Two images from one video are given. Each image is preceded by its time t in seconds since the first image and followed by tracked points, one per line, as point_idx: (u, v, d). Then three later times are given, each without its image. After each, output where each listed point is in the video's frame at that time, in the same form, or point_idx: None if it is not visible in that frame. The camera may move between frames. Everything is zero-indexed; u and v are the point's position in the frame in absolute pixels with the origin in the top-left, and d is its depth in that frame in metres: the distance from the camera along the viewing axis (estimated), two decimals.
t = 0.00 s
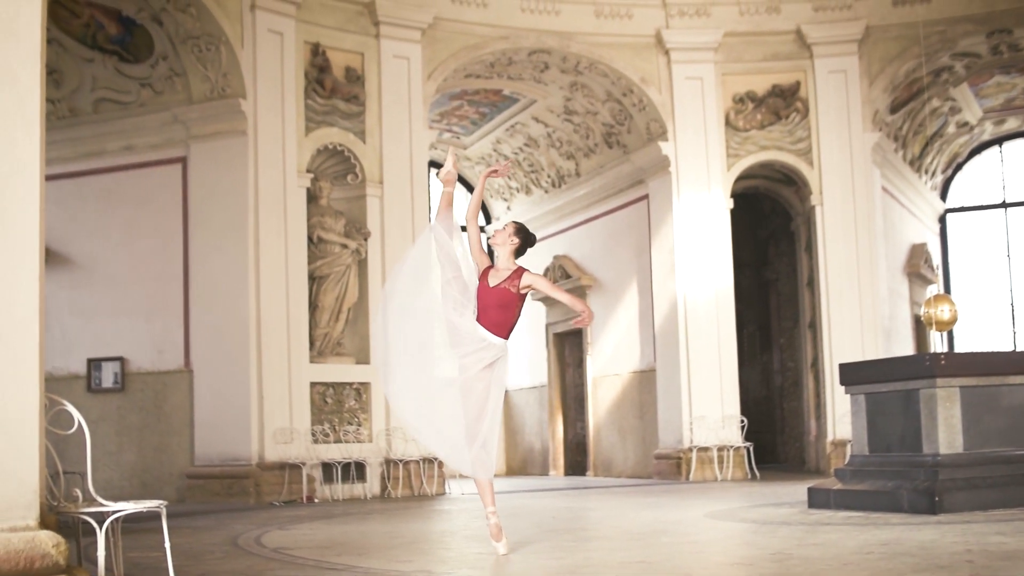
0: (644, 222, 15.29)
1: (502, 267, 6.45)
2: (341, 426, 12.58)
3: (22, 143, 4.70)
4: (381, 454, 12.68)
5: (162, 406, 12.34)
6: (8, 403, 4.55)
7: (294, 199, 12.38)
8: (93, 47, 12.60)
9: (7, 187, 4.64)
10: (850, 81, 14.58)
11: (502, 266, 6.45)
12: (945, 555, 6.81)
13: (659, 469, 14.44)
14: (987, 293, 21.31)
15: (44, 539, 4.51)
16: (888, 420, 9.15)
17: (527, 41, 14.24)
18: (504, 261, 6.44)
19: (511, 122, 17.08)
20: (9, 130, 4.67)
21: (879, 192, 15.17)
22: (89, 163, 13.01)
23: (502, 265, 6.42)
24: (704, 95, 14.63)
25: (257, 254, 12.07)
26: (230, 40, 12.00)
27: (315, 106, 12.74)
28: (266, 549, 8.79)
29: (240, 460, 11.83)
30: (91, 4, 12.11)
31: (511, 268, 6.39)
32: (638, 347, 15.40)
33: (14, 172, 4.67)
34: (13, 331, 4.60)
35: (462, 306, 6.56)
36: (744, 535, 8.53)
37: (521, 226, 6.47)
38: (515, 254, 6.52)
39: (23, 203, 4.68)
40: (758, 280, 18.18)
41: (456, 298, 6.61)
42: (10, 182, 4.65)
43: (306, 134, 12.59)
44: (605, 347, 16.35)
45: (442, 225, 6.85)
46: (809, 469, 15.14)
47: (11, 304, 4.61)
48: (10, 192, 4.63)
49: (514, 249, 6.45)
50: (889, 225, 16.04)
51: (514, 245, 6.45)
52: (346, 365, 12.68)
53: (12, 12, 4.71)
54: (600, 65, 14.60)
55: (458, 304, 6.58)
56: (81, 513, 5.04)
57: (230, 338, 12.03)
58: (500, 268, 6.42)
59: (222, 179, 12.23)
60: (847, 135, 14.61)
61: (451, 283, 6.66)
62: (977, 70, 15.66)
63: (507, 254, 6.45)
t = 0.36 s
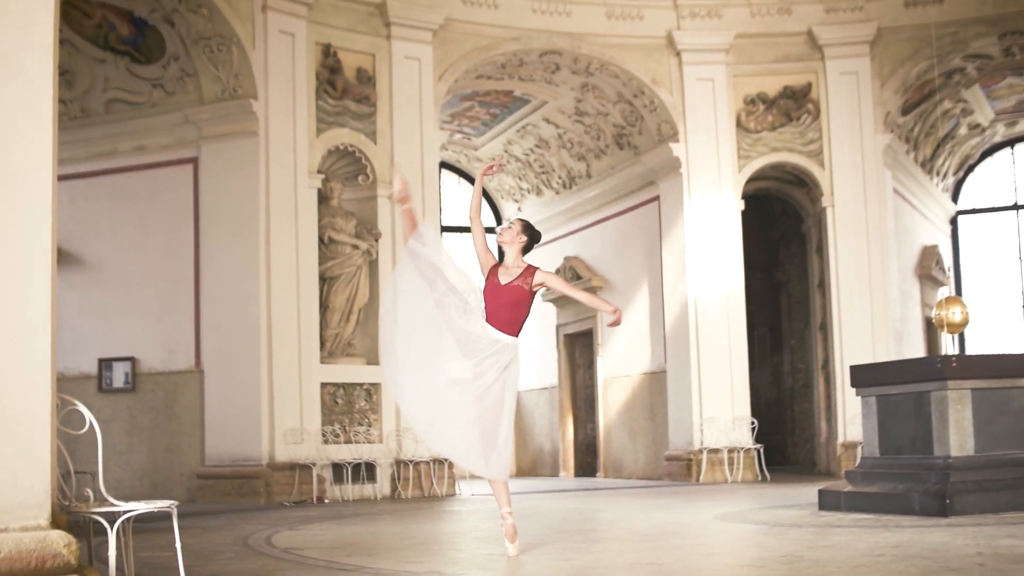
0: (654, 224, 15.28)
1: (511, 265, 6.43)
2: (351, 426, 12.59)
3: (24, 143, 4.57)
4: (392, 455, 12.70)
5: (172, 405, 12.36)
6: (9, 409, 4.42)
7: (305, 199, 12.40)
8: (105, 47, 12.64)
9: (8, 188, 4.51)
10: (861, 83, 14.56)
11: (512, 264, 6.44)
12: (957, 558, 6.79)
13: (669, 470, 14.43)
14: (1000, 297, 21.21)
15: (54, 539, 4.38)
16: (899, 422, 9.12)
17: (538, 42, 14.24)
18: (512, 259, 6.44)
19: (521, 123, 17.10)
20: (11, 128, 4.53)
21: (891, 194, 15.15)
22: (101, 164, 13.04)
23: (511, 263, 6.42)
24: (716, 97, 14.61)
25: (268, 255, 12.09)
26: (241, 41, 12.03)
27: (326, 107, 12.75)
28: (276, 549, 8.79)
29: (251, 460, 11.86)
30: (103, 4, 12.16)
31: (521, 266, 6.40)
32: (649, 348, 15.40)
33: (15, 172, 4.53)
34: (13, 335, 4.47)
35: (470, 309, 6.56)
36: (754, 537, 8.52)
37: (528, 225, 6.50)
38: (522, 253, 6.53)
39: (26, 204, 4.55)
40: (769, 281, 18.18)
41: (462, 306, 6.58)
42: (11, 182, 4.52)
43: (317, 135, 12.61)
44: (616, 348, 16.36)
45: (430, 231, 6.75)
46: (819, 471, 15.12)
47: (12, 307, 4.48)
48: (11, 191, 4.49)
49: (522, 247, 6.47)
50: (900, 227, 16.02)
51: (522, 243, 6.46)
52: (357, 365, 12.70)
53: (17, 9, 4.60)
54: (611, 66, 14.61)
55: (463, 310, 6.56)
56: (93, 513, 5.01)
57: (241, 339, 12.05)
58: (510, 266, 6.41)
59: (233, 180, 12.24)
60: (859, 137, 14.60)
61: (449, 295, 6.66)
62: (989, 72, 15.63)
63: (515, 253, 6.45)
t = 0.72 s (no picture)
0: (664, 224, 15.28)
1: (520, 259, 6.47)
2: (361, 427, 12.61)
3: (22, 141, 4.52)
4: (402, 456, 12.70)
5: (182, 406, 12.38)
6: (10, 410, 4.38)
7: (314, 199, 12.41)
8: (115, 48, 12.72)
9: (7, 188, 4.47)
10: (871, 84, 14.54)
11: (520, 258, 6.48)
12: (966, 559, 6.78)
13: (679, 471, 14.42)
14: (1010, 295, 21.22)
15: (66, 540, 4.41)
16: (910, 423, 9.10)
17: (548, 43, 14.24)
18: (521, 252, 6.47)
19: (531, 124, 17.12)
20: (12, 128, 4.50)
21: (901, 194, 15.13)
22: (111, 165, 13.06)
23: (521, 256, 6.46)
24: (726, 97, 14.60)
25: (277, 255, 12.09)
26: (251, 42, 12.04)
27: (336, 107, 12.77)
28: (286, 550, 8.79)
29: (260, 460, 11.87)
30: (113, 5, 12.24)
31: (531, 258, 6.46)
32: (658, 349, 15.39)
33: (15, 172, 4.49)
34: (15, 337, 4.43)
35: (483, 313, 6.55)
36: (765, 538, 8.51)
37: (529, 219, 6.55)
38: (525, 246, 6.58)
39: (26, 203, 4.50)
40: (778, 282, 18.21)
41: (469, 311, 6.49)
42: (11, 181, 4.47)
43: (327, 136, 12.62)
44: (626, 349, 16.35)
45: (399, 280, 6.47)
46: (830, 473, 15.11)
47: (11, 309, 4.43)
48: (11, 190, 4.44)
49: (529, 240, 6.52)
50: (910, 227, 16.00)
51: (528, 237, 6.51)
52: (367, 366, 12.71)
53: (14, 7, 4.56)
54: (621, 66, 14.60)
55: (470, 320, 6.50)
56: (104, 514, 5.02)
57: (251, 340, 12.06)
58: (521, 260, 6.46)
59: (243, 181, 12.25)
60: (869, 138, 14.58)
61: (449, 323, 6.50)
62: (1000, 72, 15.59)
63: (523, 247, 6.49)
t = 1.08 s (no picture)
0: (676, 226, 15.27)
1: (526, 285, 6.32)
2: (373, 428, 12.57)
3: (20, 141, 4.48)
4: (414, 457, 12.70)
5: (195, 407, 12.41)
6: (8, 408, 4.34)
7: (326, 201, 12.42)
8: (128, 51, 12.73)
9: (5, 189, 4.43)
10: (884, 84, 14.52)
11: (525, 283, 6.32)
12: (979, 562, 6.77)
13: (691, 472, 14.42)
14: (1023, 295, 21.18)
15: (77, 540, 4.37)
16: (922, 425, 9.08)
17: (560, 44, 14.25)
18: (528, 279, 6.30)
19: (543, 125, 17.15)
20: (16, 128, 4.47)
21: (914, 195, 15.10)
22: (123, 166, 13.10)
23: (527, 283, 6.31)
24: (738, 98, 14.60)
25: (290, 257, 12.11)
26: (264, 44, 12.07)
27: (349, 109, 12.79)
28: (299, 551, 8.79)
29: (273, 461, 11.90)
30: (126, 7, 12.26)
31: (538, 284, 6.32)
32: (670, 350, 15.39)
33: (13, 172, 4.45)
34: (14, 336, 4.38)
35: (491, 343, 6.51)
36: (778, 540, 8.50)
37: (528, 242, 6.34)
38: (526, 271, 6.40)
39: (26, 203, 4.46)
40: (791, 283, 18.22)
41: (480, 352, 6.43)
42: (9, 182, 4.44)
43: (339, 137, 12.64)
44: (638, 350, 16.35)
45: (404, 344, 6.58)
46: (842, 474, 15.09)
47: (8, 310, 4.38)
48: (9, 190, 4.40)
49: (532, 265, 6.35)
50: (923, 228, 15.97)
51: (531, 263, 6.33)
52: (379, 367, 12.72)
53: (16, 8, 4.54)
54: (633, 67, 14.60)
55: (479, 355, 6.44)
56: (116, 515, 5.02)
57: (263, 342, 12.08)
58: (528, 286, 6.31)
59: (255, 182, 12.28)
60: (882, 139, 14.56)
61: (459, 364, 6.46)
62: (1013, 73, 15.55)
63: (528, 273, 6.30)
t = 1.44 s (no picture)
0: (688, 221, 15.26)
1: (523, 280, 6.10)
2: (385, 424, 12.60)
3: (21, 140, 4.16)
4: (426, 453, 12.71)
5: (208, 403, 12.43)
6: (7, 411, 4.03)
7: (338, 197, 12.43)
8: (140, 47, 12.74)
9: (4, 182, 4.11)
10: (896, 79, 14.50)
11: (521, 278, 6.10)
12: (993, 556, 6.75)
13: (704, 467, 14.41)
14: None
15: (91, 537, 4.08)
16: (936, 420, 9.05)
17: (571, 39, 14.25)
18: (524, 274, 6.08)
19: (555, 120, 17.17)
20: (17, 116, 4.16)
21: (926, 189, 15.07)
22: (136, 163, 13.11)
23: (524, 277, 6.09)
24: (749, 93, 14.58)
25: (301, 253, 12.13)
26: (275, 40, 12.08)
27: (360, 105, 12.79)
28: (312, 547, 8.79)
29: (285, 457, 11.91)
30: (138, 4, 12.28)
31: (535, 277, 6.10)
32: (682, 346, 15.38)
33: (11, 166, 4.13)
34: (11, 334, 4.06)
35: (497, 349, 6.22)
36: (793, 534, 8.48)
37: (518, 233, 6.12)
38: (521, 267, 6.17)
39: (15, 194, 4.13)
40: (803, 278, 18.18)
41: (491, 361, 6.12)
42: (8, 174, 4.12)
43: (351, 133, 12.65)
44: (650, 345, 16.35)
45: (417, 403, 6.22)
46: (856, 469, 15.07)
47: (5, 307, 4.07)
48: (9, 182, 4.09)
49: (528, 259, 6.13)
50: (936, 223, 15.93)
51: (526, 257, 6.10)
52: (391, 362, 12.74)
53: None
54: (644, 63, 14.59)
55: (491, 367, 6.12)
56: (129, 511, 4.96)
57: (275, 338, 12.09)
58: (524, 281, 6.09)
59: (266, 179, 12.29)
60: (893, 134, 14.54)
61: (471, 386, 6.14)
62: None
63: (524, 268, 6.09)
